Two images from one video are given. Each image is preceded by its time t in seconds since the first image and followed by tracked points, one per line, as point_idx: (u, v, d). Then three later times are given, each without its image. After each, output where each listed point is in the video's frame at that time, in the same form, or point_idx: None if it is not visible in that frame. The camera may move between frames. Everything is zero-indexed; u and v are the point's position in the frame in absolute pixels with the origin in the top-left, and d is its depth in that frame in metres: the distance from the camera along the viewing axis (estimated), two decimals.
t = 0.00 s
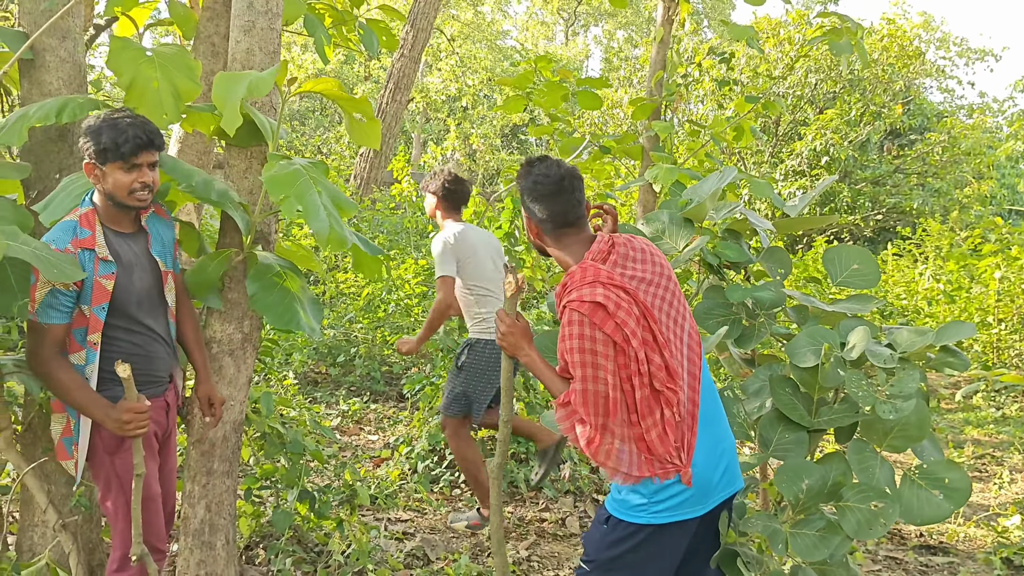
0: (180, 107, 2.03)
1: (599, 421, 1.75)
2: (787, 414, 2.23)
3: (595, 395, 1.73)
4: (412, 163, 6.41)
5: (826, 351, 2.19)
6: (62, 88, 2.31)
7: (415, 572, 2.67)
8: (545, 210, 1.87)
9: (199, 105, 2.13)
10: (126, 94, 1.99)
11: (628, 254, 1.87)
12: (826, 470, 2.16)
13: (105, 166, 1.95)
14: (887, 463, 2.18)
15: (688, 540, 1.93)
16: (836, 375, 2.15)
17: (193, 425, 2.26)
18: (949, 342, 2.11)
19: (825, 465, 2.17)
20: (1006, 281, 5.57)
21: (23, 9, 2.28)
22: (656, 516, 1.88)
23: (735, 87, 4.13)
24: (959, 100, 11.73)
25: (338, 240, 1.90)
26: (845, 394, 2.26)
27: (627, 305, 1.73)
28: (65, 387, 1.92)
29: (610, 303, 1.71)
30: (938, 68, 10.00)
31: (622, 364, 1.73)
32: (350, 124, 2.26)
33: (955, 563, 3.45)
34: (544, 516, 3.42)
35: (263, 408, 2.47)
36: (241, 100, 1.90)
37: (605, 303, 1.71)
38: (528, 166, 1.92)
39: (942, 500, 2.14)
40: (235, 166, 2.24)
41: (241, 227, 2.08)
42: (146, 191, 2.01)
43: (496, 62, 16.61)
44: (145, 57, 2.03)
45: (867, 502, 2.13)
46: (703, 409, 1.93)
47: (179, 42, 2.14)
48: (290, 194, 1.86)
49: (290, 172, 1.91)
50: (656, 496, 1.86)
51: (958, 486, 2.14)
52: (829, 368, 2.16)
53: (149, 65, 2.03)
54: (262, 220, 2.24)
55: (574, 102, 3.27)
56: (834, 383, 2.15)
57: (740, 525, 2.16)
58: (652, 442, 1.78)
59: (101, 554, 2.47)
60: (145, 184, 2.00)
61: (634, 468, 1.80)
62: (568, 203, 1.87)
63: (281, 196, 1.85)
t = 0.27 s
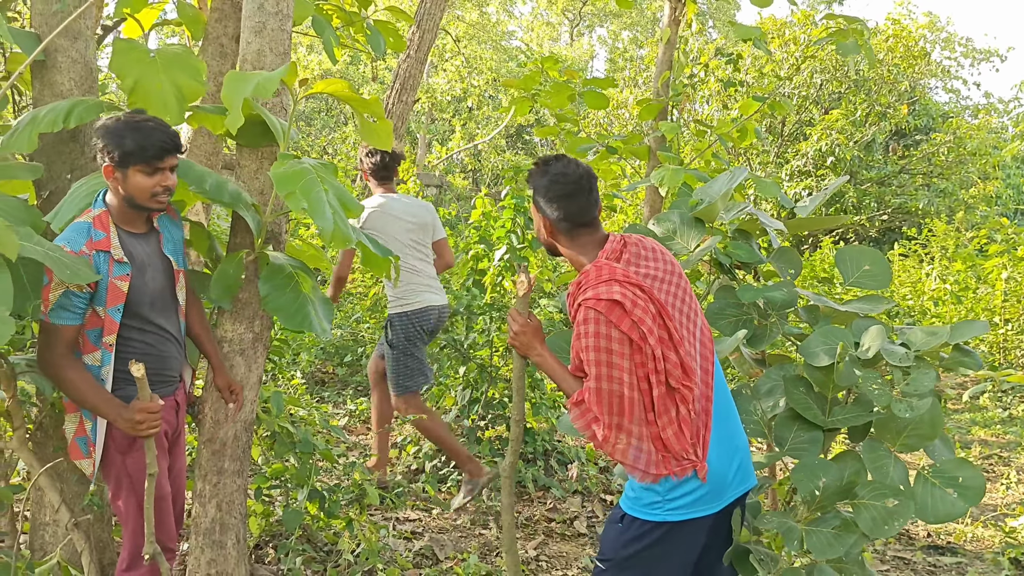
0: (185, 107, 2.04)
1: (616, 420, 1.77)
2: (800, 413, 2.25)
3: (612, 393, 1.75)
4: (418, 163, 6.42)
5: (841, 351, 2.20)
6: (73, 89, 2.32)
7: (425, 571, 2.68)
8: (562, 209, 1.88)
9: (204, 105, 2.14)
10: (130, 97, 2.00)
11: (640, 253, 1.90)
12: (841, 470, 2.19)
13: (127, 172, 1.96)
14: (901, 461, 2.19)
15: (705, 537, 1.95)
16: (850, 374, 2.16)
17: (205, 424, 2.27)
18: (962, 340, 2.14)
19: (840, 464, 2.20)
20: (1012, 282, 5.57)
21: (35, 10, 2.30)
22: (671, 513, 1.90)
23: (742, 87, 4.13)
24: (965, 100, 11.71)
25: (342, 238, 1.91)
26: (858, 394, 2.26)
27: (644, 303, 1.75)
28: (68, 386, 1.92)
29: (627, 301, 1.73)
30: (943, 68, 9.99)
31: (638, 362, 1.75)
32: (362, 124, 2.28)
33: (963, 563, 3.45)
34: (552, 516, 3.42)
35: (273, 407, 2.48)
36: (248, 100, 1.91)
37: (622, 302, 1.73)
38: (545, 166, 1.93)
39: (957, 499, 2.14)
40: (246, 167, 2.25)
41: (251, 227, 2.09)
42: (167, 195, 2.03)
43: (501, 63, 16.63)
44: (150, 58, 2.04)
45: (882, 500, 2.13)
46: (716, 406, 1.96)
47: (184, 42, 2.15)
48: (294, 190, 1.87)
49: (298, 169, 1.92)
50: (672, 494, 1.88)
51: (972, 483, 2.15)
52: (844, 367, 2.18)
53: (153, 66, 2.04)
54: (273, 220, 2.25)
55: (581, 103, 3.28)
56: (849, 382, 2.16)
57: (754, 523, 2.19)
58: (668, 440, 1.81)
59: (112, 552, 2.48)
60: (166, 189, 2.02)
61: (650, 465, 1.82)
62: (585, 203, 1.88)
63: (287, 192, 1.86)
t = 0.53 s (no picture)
0: (191, 110, 2.06)
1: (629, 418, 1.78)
2: (811, 414, 2.25)
3: (625, 392, 1.77)
4: (425, 164, 6.42)
5: (852, 352, 2.22)
6: (83, 91, 2.33)
7: (433, 572, 2.69)
8: (585, 206, 1.90)
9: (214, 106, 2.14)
10: (138, 99, 2.01)
11: (658, 254, 1.92)
12: (851, 469, 2.15)
13: (152, 177, 1.99)
14: (913, 463, 2.21)
15: (716, 537, 1.98)
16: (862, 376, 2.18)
17: (214, 425, 2.28)
18: (974, 342, 2.16)
19: (851, 463, 2.15)
20: (1020, 284, 5.56)
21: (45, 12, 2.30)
22: (683, 515, 1.93)
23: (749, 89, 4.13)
24: (972, 100, 11.69)
25: (346, 240, 1.90)
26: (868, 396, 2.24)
27: (661, 303, 1.77)
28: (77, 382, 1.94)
29: (644, 301, 1.74)
30: (949, 69, 9.97)
31: (653, 362, 1.76)
32: (373, 127, 2.28)
33: (971, 565, 3.45)
34: (560, 517, 3.42)
35: (282, 408, 2.49)
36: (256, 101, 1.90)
37: (639, 301, 1.74)
38: (567, 163, 1.95)
39: (968, 500, 2.17)
40: (256, 168, 2.25)
41: (261, 227, 2.09)
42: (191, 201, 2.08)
43: (507, 63, 16.64)
44: (159, 60, 2.04)
45: (894, 500, 2.15)
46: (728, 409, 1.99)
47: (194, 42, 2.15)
48: (300, 190, 1.88)
49: (305, 171, 1.92)
50: (684, 495, 1.92)
51: (983, 486, 2.17)
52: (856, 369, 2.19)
53: (162, 68, 2.04)
54: (283, 222, 2.25)
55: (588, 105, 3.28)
56: (862, 384, 2.17)
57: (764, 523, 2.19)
58: (681, 441, 1.82)
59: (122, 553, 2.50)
60: (189, 195, 2.06)
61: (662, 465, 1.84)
62: (607, 202, 1.92)
63: (292, 194, 1.87)
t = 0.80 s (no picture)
0: (206, 108, 2.04)
1: (645, 406, 1.78)
2: (820, 415, 2.24)
3: (647, 381, 1.77)
4: (432, 164, 6.42)
5: (858, 352, 2.20)
6: (92, 90, 2.34)
7: (441, 572, 2.68)
8: (652, 189, 1.91)
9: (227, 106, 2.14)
10: (154, 97, 2.00)
11: (696, 247, 1.92)
12: (860, 470, 2.15)
13: (175, 178, 1.99)
14: (922, 462, 2.18)
15: (726, 535, 2.00)
16: (869, 376, 2.16)
17: (222, 423, 2.28)
18: (982, 341, 2.14)
19: (860, 463, 2.15)
20: None
21: (54, 11, 2.30)
22: (693, 512, 1.94)
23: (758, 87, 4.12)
24: (981, 100, 11.63)
25: (361, 239, 1.91)
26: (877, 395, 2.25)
27: (694, 296, 1.78)
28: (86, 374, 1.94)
29: (680, 292, 1.75)
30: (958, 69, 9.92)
31: (679, 354, 1.78)
32: (382, 126, 2.27)
33: (982, 565, 3.43)
34: (568, 517, 3.41)
35: (290, 407, 2.49)
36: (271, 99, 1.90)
37: (674, 292, 1.75)
38: (634, 142, 1.94)
39: (978, 498, 2.15)
40: (265, 167, 2.25)
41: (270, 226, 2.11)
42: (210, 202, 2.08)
43: (514, 65, 16.65)
44: (172, 60, 2.05)
45: (903, 500, 2.12)
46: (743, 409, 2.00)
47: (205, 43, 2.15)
48: (316, 188, 1.87)
49: (320, 169, 1.92)
50: (695, 491, 1.92)
51: (993, 483, 2.15)
52: (863, 369, 2.18)
53: (176, 68, 2.05)
54: (291, 220, 2.25)
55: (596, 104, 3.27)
56: (868, 383, 2.16)
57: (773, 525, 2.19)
58: (695, 435, 1.83)
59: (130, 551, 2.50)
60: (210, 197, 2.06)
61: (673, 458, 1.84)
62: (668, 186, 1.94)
63: (308, 190, 1.86)
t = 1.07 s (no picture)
0: (208, 106, 2.03)
1: (684, 396, 1.77)
2: (823, 414, 2.25)
3: (692, 371, 1.76)
4: (437, 163, 6.42)
5: (863, 350, 2.19)
6: (98, 89, 2.35)
7: (446, 569, 2.68)
8: (715, 174, 1.96)
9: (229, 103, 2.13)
10: (155, 94, 2.00)
11: (741, 245, 1.95)
12: (860, 470, 2.18)
13: (187, 172, 2.01)
14: (926, 462, 2.13)
15: (734, 534, 2.02)
16: (873, 373, 2.14)
17: (227, 421, 2.29)
18: (987, 338, 2.12)
19: (860, 464, 2.18)
20: None
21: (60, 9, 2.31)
22: (708, 509, 1.95)
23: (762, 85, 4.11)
24: (986, 98, 11.59)
25: (372, 235, 1.95)
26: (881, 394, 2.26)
27: (747, 292, 1.81)
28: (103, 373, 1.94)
29: (736, 287, 1.78)
30: (963, 67, 9.89)
31: (726, 348, 1.79)
32: (386, 124, 2.28)
33: (987, 564, 3.42)
34: (573, 515, 3.41)
35: (295, 405, 2.49)
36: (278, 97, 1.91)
37: (731, 285, 1.78)
38: (696, 129, 1.98)
39: (980, 499, 2.12)
40: (269, 165, 2.25)
41: (275, 224, 2.13)
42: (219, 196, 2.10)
43: (518, 64, 16.64)
44: (175, 57, 2.05)
45: (904, 500, 2.11)
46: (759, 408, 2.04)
47: (209, 42, 2.15)
48: (324, 187, 1.87)
49: (326, 168, 1.92)
50: (711, 488, 1.93)
51: (996, 485, 2.11)
52: (867, 367, 2.15)
53: (179, 65, 2.04)
54: (296, 218, 2.25)
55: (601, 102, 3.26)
56: (872, 381, 2.13)
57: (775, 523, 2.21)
58: (726, 431, 1.85)
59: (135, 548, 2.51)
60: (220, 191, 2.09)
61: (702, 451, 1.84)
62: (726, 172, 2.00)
63: (316, 189, 1.86)
